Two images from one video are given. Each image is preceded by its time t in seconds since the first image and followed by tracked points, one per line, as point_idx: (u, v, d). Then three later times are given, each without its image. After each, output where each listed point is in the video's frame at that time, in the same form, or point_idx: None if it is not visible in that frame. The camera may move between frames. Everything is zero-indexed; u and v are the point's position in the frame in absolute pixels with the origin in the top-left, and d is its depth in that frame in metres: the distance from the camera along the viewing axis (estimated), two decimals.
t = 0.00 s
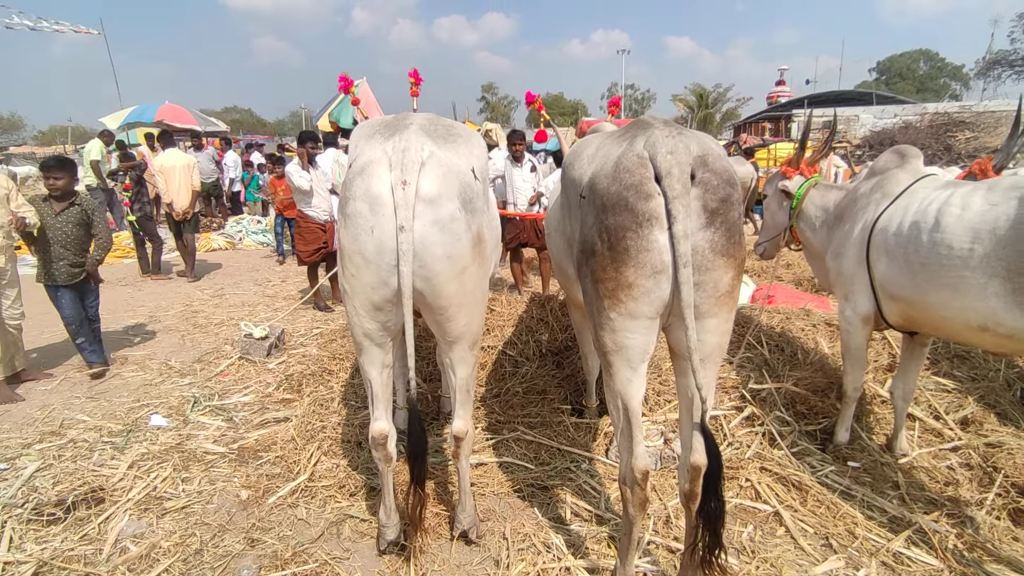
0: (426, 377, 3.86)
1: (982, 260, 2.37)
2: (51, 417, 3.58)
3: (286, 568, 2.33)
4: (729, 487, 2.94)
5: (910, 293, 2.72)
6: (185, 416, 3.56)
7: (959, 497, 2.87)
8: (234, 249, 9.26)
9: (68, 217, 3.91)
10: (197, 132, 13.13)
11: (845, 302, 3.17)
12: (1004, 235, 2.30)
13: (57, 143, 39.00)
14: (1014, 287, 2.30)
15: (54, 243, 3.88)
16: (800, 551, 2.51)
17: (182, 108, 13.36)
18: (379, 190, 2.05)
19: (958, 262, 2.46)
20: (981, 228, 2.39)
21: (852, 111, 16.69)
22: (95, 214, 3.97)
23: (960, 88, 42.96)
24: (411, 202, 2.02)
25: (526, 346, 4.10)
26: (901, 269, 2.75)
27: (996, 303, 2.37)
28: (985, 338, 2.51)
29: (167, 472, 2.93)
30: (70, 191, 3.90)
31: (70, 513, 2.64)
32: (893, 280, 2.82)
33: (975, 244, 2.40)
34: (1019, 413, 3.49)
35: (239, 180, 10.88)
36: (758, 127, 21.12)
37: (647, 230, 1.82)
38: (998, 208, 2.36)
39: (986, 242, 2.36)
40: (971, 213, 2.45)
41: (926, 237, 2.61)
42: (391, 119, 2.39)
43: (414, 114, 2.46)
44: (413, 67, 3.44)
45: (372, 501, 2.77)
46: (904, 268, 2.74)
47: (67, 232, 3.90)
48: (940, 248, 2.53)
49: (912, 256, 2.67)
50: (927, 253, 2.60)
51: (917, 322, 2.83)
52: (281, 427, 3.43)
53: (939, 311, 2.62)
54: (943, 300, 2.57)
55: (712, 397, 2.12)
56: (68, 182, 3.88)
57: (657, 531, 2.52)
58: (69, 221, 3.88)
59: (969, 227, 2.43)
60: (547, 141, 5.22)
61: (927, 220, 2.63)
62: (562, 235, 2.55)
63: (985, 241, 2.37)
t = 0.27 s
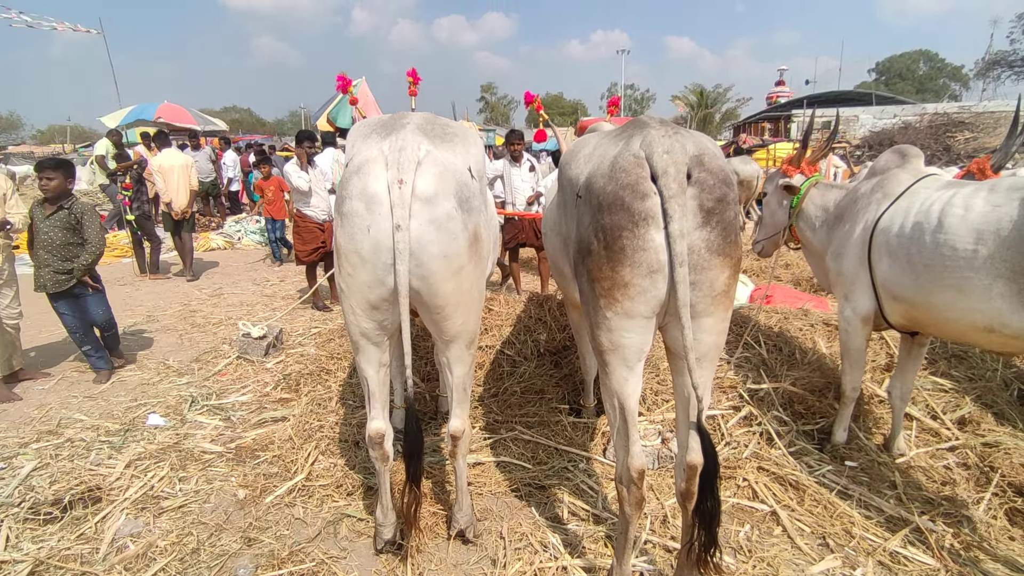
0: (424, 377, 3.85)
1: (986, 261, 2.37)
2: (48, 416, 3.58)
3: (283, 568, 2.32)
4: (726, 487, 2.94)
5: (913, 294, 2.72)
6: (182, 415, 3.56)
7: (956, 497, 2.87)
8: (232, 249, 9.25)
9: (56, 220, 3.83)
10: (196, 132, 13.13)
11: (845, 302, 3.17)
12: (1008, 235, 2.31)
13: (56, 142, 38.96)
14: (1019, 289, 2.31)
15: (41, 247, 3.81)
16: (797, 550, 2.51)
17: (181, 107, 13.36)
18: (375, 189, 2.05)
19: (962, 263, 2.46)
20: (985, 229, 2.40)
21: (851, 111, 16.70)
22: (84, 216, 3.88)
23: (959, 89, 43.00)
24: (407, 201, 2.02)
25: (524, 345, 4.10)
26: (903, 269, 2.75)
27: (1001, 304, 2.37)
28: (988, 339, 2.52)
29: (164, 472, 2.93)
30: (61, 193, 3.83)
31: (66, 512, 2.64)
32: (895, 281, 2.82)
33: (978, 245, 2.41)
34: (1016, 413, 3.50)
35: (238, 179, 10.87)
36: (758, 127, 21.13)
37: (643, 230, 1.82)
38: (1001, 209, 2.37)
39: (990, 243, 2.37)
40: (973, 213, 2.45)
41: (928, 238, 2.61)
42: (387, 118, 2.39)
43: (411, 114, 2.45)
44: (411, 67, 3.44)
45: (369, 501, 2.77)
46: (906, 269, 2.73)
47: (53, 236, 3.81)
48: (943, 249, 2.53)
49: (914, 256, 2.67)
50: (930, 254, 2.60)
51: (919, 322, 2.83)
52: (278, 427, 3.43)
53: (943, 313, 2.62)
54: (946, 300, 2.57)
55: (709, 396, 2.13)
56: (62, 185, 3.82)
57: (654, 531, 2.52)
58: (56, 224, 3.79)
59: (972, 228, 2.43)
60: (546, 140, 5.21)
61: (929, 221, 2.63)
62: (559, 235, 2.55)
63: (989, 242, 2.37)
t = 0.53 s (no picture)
0: (424, 375, 3.85)
1: (998, 257, 2.36)
2: (49, 414, 3.58)
3: (282, 566, 2.32)
4: (726, 485, 2.93)
5: (922, 292, 2.71)
6: (182, 413, 3.56)
7: (956, 496, 2.87)
8: (233, 247, 9.25)
9: (42, 223, 3.56)
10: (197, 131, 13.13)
11: (849, 301, 3.17)
12: (1019, 230, 2.30)
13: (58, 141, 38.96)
14: None
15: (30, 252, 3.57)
16: (797, 549, 2.51)
17: (182, 106, 13.36)
18: (375, 186, 2.05)
19: (973, 259, 2.45)
20: (996, 225, 2.38)
21: (853, 110, 16.66)
22: (67, 218, 3.55)
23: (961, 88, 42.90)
24: (406, 199, 2.02)
25: (524, 344, 4.09)
26: (911, 267, 2.74)
27: (1011, 300, 2.36)
28: (999, 336, 2.51)
29: (164, 470, 2.93)
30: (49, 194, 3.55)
31: (66, 510, 2.64)
32: (902, 280, 2.81)
33: (990, 241, 2.39)
34: (1017, 412, 3.49)
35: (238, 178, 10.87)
36: (759, 126, 21.09)
37: (643, 228, 1.82)
38: (1013, 204, 2.36)
39: (1001, 238, 2.35)
40: (985, 209, 2.44)
41: (939, 234, 2.60)
42: (387, 116, 2.39)
43: (411, 112, 2.45)
44: (410, 64, 3.42)
45: (369, 499, 2.77)
46: (914, 266, 2.73)
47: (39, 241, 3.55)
48: (955, 245, 2.52)
49: (923, 254, 2.66)
50: (940, 251, 2.59)
51: (927, 321, 2.82)
52: (278, 425, 3.43)
53: (952, 309, 2.61)
54: (957, 298, 2.56)
55: (709, 395, 2.12)
56: (47, 183, 3.50)
57: (653, 531, 2.52)
58: (39, 227, 3.53)
59: (983, 224, 2.42)
60: (546, 139, 5.20)
61: (940, 217, 2.62)
62: (558, 233, 2.54)
63: (1000, 238, 2.36)
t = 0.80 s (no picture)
0: (426, 373, 3.85)
1: (1009, 253, 2.34)
2: (53, 411, 3.59)
3: (285, 562, 2.33)
4: (729, 483, 2.93)
5: (933, 290, 2.69)
6: (185, 410, 3.57)
7: (960, 494, 2.86)
8: (235, 245, 9.27)
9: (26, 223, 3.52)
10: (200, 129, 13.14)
11: (854, 299, 3.16)
12: None
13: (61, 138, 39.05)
14: None
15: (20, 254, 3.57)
16: (800, 547, 2.51)
17: (185, 104, 13.37)
18: (376, 183, 2.04)
19: (985, 255, 2.43)
20: (1008, 220, 2.36)
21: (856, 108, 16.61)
22: (47, 218, 3.48)
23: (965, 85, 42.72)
24: (408, 196, 2.01)
25: (526, 342, 4.09)
26: (921, 265, 2.72)
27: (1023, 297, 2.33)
28: (1010, 334, 2.49)
29: (167, 466, 2.94)
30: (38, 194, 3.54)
31: (70, 506, 2.65)
32: (912, 278, 2.79)
33: (1002, 237, 2.37)
34: (1021, 410, 3.47)
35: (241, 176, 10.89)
36: (762, 124, 21.04)
37: (646, 225, 1.81)
38: None
39: (1013, 234, 2.33)
40: (997, 205, 2.42)
41: (950, 230, 2.58)
42: (389, 113, 2.38)
43: (413, 109, 2.45)
44: (413, 60, 3.41)
45: (371, 496, 2.78)
46: (924, 263, 2.71)
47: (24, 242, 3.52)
48: (966, 241, 2.51)
49: (934, 251, 2.65)
50: (950, 247, 2.58)
51: (936, 319, 2.81)
52: (281, 422, 3.43)
53: (963, 307, 2.59)
54: (968, 294, 2.54)
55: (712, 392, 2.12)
56: (37, 183, 3.50)
57: (656, 529, 2.51)
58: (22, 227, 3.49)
59: (996, 219, 2.40)
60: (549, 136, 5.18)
61: (951, 213, 2.60)
62: (562, 231, 2.54)
63: (1013, 234, 2.33)
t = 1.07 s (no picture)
0: (429, 371, 3.85)
1: (1021, 250, 2.32)
2: (57, 409, 3.60)
3: (288, 560, 2.33)
4: (733, 482, 2.92)
5: (944, 288, 2.68)
6: (189, 408, 3.57)
7: (965, 492, 2.85)
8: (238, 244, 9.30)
9: None
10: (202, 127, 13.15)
11: (859, 296, 3.15)
12: None
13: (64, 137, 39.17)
14: None
15: None
16: (804, 545, 2.50)
17: (187, 102, 13.39)
18: (380, 180, 2.04)
19: (997, 252, 2.41)
20: (1021, 218, 2.34)
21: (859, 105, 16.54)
22: None
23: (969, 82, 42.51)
24: (412, 193, 2.01)
25: (529, 339, 4.09)
26: (931, 262, 2.71)
27: None
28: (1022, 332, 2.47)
29: (171, 464, 2.94)
30: None
31: (74, 504, 2.65)
32: (922, 276, 2.78)
33: (1014, 234, 2.35)
34: None
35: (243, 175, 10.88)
36: (765, 121, 20.96)
37: (656, 221, 1.80)
38: None
39: None
40: (1009, 202, 2.40)
41: (961, 228, 2.57)
42: (393, 109, 2.37)
43: (416, 105, 2.44)
44: (416, 57, 3.39)
45: (375, 494, 2.78)
46: (934, 261, 2.69)
47: None
48: (977, 239, 2.49)
49: (945, 249, 2.63)
50: (962, 245, 2.56)
51: (945, 316, 2.79)
52: (284, 420, 3.44)
53: (973, 305, 2.58)
54: (979, 292, 2.52)
55: (718, 390, 2.11)
56: None
57: (660, 526, 2.51)
58: None
59: (1008, 217, 2.39)
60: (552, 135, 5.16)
61: (962, 211, 2.59)
62: (568, 227, 2.53)
63: None
